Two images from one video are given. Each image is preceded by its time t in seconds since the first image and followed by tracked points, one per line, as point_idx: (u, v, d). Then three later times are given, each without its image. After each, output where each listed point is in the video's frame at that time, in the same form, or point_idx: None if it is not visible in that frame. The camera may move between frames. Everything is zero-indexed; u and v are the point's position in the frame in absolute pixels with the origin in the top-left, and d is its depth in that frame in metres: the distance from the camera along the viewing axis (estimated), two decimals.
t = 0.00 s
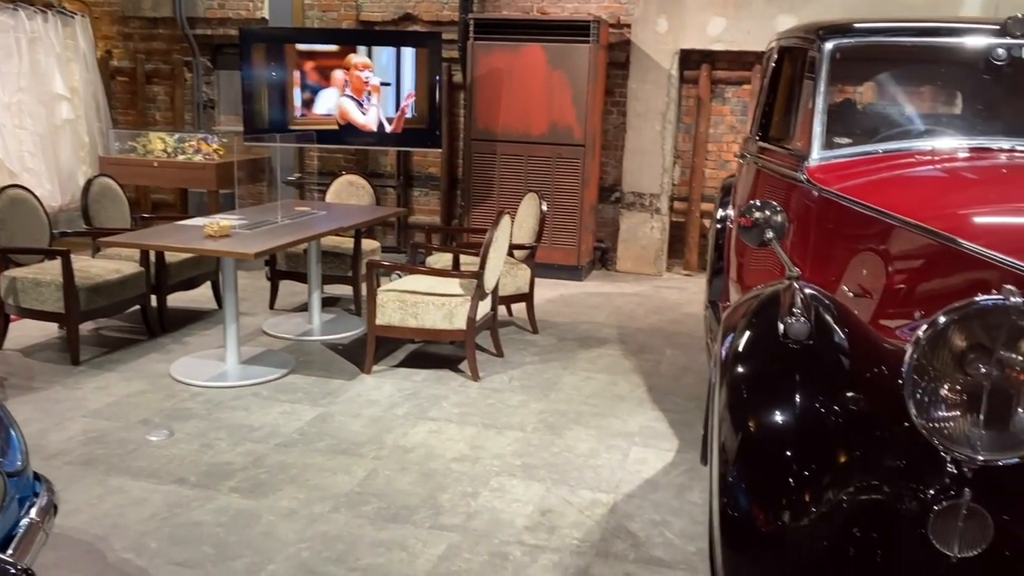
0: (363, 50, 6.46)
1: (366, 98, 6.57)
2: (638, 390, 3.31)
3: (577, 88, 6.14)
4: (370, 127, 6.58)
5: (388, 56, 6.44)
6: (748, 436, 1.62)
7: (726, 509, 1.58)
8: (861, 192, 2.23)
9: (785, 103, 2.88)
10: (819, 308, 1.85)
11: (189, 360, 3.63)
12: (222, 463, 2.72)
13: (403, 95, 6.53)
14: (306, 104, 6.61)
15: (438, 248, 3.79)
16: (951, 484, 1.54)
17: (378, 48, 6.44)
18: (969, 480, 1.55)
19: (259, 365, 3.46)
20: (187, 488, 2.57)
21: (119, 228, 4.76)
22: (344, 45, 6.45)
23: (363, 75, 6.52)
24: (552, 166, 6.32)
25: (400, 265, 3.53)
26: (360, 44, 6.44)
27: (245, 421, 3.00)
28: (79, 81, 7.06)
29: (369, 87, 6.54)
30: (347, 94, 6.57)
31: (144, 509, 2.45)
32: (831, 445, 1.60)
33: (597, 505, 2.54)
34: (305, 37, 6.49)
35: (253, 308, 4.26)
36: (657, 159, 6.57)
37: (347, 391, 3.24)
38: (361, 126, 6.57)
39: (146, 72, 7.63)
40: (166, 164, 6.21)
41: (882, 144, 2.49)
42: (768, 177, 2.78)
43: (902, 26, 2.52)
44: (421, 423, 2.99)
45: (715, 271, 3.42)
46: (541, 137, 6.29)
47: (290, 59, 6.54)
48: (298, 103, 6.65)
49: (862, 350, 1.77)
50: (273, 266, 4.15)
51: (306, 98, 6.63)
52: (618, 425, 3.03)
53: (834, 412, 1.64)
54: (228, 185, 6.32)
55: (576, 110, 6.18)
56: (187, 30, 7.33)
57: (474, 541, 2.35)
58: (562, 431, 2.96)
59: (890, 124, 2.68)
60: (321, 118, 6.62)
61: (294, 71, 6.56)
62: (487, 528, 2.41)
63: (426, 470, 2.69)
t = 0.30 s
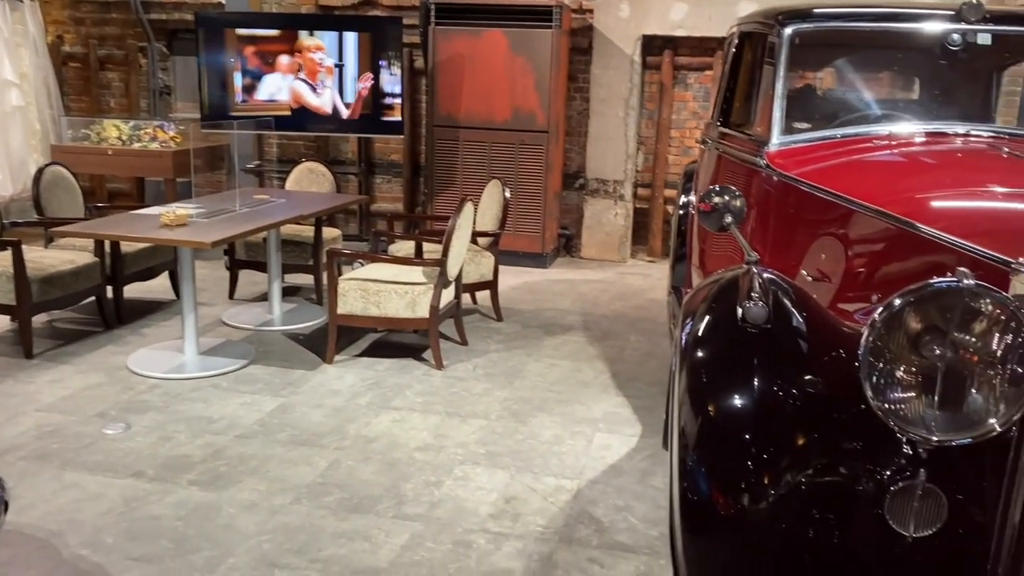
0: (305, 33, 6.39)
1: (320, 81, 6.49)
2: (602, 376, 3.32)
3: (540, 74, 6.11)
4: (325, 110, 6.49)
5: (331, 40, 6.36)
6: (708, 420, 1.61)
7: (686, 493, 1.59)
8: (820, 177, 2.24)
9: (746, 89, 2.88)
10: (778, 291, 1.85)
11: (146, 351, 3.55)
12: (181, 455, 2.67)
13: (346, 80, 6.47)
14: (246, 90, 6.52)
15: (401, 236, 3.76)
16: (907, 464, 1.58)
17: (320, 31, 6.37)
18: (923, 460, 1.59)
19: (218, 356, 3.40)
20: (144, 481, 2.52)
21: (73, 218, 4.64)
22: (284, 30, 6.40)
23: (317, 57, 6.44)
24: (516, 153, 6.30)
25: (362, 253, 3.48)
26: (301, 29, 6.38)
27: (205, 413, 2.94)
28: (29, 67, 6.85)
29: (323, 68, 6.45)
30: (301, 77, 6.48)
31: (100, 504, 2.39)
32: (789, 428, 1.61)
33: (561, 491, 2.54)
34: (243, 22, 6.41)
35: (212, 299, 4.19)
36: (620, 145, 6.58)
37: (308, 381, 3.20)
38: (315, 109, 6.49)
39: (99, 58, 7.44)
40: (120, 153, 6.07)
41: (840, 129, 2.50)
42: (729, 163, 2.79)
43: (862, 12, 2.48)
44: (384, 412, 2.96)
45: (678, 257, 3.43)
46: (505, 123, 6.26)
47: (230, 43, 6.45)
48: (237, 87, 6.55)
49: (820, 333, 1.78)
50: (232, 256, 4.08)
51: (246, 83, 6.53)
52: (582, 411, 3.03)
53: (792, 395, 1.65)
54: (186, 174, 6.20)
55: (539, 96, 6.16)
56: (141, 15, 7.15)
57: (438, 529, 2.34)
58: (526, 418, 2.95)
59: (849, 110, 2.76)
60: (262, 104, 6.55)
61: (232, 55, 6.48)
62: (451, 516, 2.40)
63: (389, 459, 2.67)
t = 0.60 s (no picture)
0: (244, 21, 6.33)
1: (262, 70, 6.41)
2: (562, 366, 3.32)
3: (499, 64, 6.08)
4: (262, 100, 6.43)
5: (271, 27, 6.30)
6: (657, 409, 1.62)
7: (635, 482, 1.59)
8: (774, 166, 2.25)
9: (701, 77, 2.89)
10: (727, 280, 1.86)
11: (99, 347, 3.48)
12: (133, 452, 2.62)
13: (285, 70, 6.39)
14: (185, 80, 6.43)
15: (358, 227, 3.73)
16: (852, 449, 1.59)
17: (259, 19, 6.32)
18: (868, 445, 1.59)
19: (173, 350, 3.35)
20: (95, 479, 2.47)
21: (21, 211, 4.53)
22: (221, 18, 6.33)
23: (259, 47, 6.37)
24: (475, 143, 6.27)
25: (320, 244, 3.45)
26: (240, 17, 6.31)
27: (158, 409, 2.89)
28: None
29: (264, 58, 6.39)
30: (242, 66, 6.41)
31: (48, 503, 2.34)
32: (737, 415, 1.61)
33: (519, 481, 2.54)
34: (179, 10, 6.33)
35: (167, 292, 4.12)
36: (581, 135, 6.58)
37: (265, 375, 3.16)
38: (253, 99, 6.43)
39: (49, 47, 7.27)
40: (72, 144, 5.94)
41: (793, 118, 2.52)
42: (687, 152, 2.80)
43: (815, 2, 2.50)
44: (342, 405, 2.94)
45: (637, 247, 3.45)
46: (465, 113, 6.23)
47: (165, 32, 6.37)
48: (175, 77, 6.44)
49: (769, 321, 1.79)
50: (187, 249, 4.02)
51: (183, 73, 6.43)
52: (542, 401, 3.03)
53: (740, 382, 1.66)
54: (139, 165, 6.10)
55: (498, 85, 6.13)
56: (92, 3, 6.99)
57: (395, 522, 2.33)
58: (485, 409, 2.95)
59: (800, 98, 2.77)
60: (201, 94, 6.48)
61: (169, 43, 6.38)
62: (409, 509, 2.39)
63: (346, 452, 2.65)
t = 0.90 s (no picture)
0: (184, 11, 6.23)
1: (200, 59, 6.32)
2: (518, 357, 3.31)
3: (457, 55, 6.05)
4: (199, 92, 6.34)
5: (211, 16, 6.22)
6: (596, 398, 1.61)
7: (574, 471, 1.57)
8: (723, 156, 2.23)
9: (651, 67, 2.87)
10: (668, 273, 1.87)
11: (44, 344, 3.40)
12: (77, 451, 2.56)
13: (225, 59, 6.30)
14: (122, 71, 6.32)
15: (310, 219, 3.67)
16: (790, 437, 1.59)
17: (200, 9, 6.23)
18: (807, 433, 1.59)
19: (122, 346, 3.29)
20: (35, 479, 2.41)
21: None
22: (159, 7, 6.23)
23: (198, 37, 6.28)
24: (432, 133, 6.22)
25: (273, 237, 3.40)
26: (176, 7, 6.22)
27: (104, 406, 2.83)
28: None
29: (202, 48, 6.30)
30: (181, 57, 6.31)
31: None
32: (674, 404, 1.61)
33: (471, 474, 2.52)
34: None
35: (117, 288, 4.04)
36: (539, 125, 6.57)
37: (215, 370, 3.11)
38: (191, 90, 6.33)
39: None
40: (18, 137, 5.81)
41: (740, 107, 2.51)
42: (640, 143, 2.78)
43: None
44: (293, 400, 2.90)
45: (593, 236, 3.46)
46: (422, 104, 6.18)
47: (102, 22, 6.25)
48: (113, 68, 6.33)
49: (710, 312, 1.80)
50: (137, 243, 3.95)
51: (121, 63, 6.32)
52: (497, 392, 3.01)
53: (678, 372, 1.66)
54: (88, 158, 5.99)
55: (455, 75, 6.09)
56: None
57: (344, 517, 2.31)
58: (439, 401, 2.92)
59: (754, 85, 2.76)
60: (140, 85, 6.36)
61: (106, 33, 6.26)
62: (358, 503, 2.36)
63: (296, 448, 2.62)
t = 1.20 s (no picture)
0: (128, 4, 6.11)
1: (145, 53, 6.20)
2: (471, 352, 3.29)
3: (410, 45, 5.99)
4: (143, 87, 6.22)
5: (156, 10, 6.10)
6: (527, 392, 1.59)
7: (505, 468, 1.55)
8: (669, 151, 2.21)
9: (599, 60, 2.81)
10: (604, 266, 1.86)
11: None
12: (13, 454, 2.50)
13: (171, 54, 6.22)
14: (64, 65, 6.23)
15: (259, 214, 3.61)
16: (720, 429, 1.58)
17: (144, 2, 6.10)
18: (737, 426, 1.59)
19: (66, 345, 3.22)
20: None
21: None
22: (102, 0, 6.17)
23: (143, 31, 6.16)
24: (388, 127, 6.17)
25: (220, 234, 3.37)
26: None
27: (43, 408, 2.77)
28: None
29: (146, 43, 6.18)
30: (126, 51, 6.18)
31: None
32: (606, 397, 1.59)
33: (418, 471, 2.49)
34: None
35: (63, 286, 3.97)
36: (495, 118, 6.54)
37: (160, 370, 3.06)
38: (134, 86, 6.20)
39: None
40: None
41: (684, 99, 2.50)
42: (591, 137, 2.73)
43: None
44: (240, 399, 2.86)
45: (546, 230, 3.45)
46: (375, 97, 6.13)
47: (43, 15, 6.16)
48: (55, 62, 6.24)
49: (646, 306, 1.78)
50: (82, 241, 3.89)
51: (62, 57, 6.24)
52: (448, 388, 2.99)
53: (610, 365, 1.64)
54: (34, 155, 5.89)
55: (409, 66, 6.04)
56: None
57: (287, 518, 2.27)
58: (389, 398, 2.89)
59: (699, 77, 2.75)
60: (83, 79, 6.31)
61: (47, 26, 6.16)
62: (302, 504, 2.33)
63: (241, 448, 2.58)
